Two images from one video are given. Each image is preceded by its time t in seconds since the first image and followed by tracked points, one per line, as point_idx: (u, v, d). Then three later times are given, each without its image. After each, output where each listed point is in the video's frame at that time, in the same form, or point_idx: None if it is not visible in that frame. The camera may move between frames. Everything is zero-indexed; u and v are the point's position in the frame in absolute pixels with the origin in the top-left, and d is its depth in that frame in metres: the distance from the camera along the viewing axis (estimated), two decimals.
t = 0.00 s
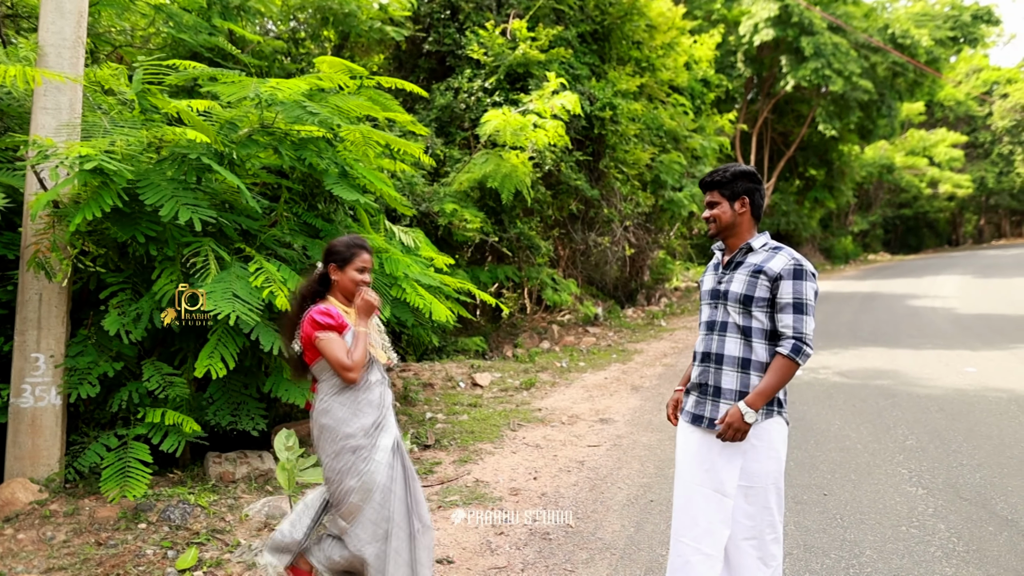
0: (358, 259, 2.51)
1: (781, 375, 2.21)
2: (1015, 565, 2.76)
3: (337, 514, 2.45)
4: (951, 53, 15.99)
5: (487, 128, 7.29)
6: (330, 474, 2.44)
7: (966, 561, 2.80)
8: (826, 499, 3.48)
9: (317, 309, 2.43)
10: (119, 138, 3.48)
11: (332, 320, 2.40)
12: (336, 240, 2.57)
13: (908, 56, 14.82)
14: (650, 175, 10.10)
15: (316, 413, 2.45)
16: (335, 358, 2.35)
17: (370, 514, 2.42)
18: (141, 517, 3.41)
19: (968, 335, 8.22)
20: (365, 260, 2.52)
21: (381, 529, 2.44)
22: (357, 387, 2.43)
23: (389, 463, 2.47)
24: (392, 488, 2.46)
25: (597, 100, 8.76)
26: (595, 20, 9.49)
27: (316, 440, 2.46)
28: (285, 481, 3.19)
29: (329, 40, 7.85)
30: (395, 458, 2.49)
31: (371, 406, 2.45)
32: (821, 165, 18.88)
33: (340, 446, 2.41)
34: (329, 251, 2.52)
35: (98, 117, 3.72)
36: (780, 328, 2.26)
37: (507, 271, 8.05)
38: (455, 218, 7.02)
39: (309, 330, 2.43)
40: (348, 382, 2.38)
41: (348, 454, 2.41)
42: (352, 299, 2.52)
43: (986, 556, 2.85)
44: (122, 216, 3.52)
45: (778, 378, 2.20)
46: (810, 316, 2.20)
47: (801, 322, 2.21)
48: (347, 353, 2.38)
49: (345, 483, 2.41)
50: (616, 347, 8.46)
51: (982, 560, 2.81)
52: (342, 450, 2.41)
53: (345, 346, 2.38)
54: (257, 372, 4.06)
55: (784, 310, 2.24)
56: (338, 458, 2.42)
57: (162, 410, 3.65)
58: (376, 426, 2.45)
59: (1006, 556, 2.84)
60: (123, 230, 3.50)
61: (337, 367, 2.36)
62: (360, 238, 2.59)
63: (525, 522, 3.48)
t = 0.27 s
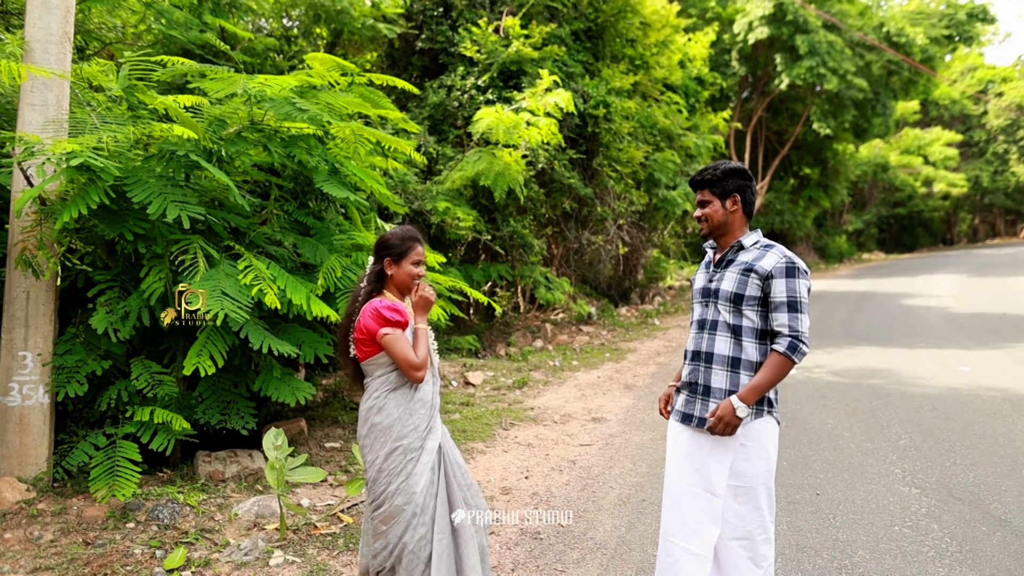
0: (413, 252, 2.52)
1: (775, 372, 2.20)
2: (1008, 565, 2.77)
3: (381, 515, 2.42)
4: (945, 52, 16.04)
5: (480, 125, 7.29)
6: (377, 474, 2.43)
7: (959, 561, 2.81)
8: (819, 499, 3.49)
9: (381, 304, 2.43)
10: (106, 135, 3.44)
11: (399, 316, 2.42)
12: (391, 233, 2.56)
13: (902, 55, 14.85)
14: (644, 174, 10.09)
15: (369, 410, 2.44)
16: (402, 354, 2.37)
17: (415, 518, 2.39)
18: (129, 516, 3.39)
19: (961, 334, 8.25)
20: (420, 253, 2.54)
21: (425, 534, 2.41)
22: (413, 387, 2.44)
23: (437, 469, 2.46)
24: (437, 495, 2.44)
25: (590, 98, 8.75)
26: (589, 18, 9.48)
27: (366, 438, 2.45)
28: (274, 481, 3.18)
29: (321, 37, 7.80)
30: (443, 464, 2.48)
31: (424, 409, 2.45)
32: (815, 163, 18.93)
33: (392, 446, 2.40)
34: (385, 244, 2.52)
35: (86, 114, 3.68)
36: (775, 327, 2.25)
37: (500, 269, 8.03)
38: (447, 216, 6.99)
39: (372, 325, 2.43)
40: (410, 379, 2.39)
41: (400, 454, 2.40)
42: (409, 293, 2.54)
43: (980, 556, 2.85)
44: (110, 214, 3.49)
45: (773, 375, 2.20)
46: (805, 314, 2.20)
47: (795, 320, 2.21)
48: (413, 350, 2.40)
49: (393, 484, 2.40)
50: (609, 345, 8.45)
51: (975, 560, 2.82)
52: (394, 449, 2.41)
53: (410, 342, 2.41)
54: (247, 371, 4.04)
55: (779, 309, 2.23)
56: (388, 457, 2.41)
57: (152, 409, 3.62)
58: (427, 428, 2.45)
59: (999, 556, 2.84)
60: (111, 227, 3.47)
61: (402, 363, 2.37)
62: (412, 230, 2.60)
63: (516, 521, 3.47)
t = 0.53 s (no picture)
0: (468, 244, 2.47)
1: (758, 361, 2.17)
2: (1008, 561, 2.76)
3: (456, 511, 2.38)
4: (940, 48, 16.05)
5: (474, 122, 7.27)
6: (450, 471, 2.37)
7: (958, 558, 2.80)
8: (817, 496, 3.48)
9: (440, 298, 2.38)
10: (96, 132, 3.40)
11: (458, 308, 2.36)
12: (444, 226, 2.51)
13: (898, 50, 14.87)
14: (640, 171, 10.06)
15: (437, 406, 2.38)
16: (464, 347, 2.31)
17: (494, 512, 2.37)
18: (122, 517, 3.36)
19: (958, 330, 8.27)
20: (474, 245, 2.48)
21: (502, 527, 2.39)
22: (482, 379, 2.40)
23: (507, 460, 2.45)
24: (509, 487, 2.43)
25: (586, 94, 8.73)
26: (583, 14, 9.43)
27: (436, 435, 2.38)
28: (268, 481, 3.15)
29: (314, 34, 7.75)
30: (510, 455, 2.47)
31: (493, 400, 2.43)
32: (811, 159, 18.94)
33: (461, 441, 2.37)
34: (439, 237, 2.46)
35: (75, 111, 3.64)
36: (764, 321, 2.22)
37: (496, 267, 8.01)
38: (443, 214, 6.96)
39: (431, 319, 2.38)
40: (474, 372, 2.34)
41: (474, 448, 2.37)
42: (465, 286, 2.47)
43: (979, 552, 2.84)
44: (101, 212, 3.45)
45: (755, 364, 2.18)
46: (794, 308, 2.15)
47: (783, 313, 2.16)
48: (474, 343, 2.35)
49: (468, 479, 2.36)
50: (605, 343, 8.44)
51: (974, 556, 2.81)
52: (467, 443, 2.37)
53: (471, 335, 2.35)
54: (241, 370, 4.01)
55: (768, 303, 2.20)
56: (458, 452, 2.37)
57: (144, 409, 3.59)
58: (494, 420, 2.42)
59: (998, 552, 2.83)
60: (101, 226, 3.43)
61: (466, 356, 2.32)
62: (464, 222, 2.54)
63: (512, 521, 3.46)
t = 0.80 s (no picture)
0: (517, 246, 2.47)
1: (733, 346, 2.16)
2: (1011, 560, 2.74)
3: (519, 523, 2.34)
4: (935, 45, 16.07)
5: (471, 120, 7.25)
6: (507, 483, 2.34)
7: (961, 556, 2.79)
8: (817, 494, 3.46)
9: (486, 301, 2.39)
10: (87, 130, 3.35)
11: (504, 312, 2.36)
12: (490, 226, 2.50)
13: (893, 47, 14.88)
14: (637, 168, 10.03)
15: (485, 416, 2.37)
16: (513, 349, 2.32)
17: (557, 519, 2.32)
18: (117, 520, 3.32)
19: (955, 326, 8.28)
20: (523, 247, 2.49)
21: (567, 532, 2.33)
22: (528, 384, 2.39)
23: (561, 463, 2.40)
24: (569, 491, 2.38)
25: (582, 92, 8.70)
26: (580, 11, 9.39)
27: (486, 447, 2.37)
28: (265, 482, 3.10)
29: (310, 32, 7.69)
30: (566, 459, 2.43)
31: (541, 405, 2.41)
32: (807, 157, 18.95)
33: (516, 448, 2.34)
34: (487, 238, 2.46)
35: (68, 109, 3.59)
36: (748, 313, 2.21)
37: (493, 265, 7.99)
38: (439, 212, 6.92)
39: (476, 322, 2.39)
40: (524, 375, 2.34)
41: (526, 456, 2.34)
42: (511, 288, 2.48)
43: (982, 551, 2.83)
44: (94, 211, 3.41)
45: (729, 350, 2.17)
46: (777, 301, 2.14)
47: (765, 305, 2.15)
48: (521, 346, 2.34)
49: (525, 489, 2.32)
50: (603, 341, 8.42)
51: (977, 554, 2.80)
52: (519, 452, 2.34)
53: (518, 339, 2.35)
54: (237, 370, 3.97)
55: (753, 296, 2.19)
56: (515, 461, 2.33)
57: (138, 410, 3.55)
58: (545, 424, 2.40)
59: (1002, 551, 2.82)
60: (95, 225, 3.39)
61: (514, 360, 2.32)
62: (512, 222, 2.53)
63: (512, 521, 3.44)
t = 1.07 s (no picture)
0: (566, 243, 2.55)
1: (721, 332, 2.16)
2: (1015, 561, 2.71)
3: (568, 529, 2.31)
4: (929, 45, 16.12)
5: (469, 118, 7.22)
6: (557, 486, 2.32)
7: (965, 557, 2.75)
8: (819, 494, 3.44)
9: (538, 298, 2.41)
10: (81, 127, 3.31)
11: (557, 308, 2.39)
12: (539, 223, 2.57)
13: (887, 47, 14.91)
14: (634, 167, 9.99)
15: (535, 417, 2.35)
16: (568, 345, 2.33)
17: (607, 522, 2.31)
18: (108, 524, 3.26)
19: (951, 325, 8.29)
20: (571, 246, 2.58)
21: (616, 536, 2.33)
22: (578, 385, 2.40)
23: (609, 466, 2.41)
24: (617, 494, 2.38)
25: (579, 90, 8.67)
26: (577, 10, 9.34)
27: (537, 449, 2.34)
28: (260, 485, 3.04)
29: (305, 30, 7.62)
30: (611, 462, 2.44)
31: (589, 406, 2.42)
32: (802, 157, 18.98)
33: (568, 451, 2.32)
34: (538, 233, 2.53)
35: (59, 104, 3.53)
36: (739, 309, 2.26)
37: (490, 264, 7.94)
38: (436, 211, 6.86)
39: (527, 318, 2.40)
40: (577, 374, 2.34)
41: (578, 458, 2.33)
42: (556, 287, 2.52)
43: (986, 551, 2.80)
44: (86, 209, 3.35)
45: (718, 337, 2.16)
46: (767, 297, 2.20)
47: (755, 300, 2.20)
48: (574, 343, 2.36)
49: (576, 493, 2.31)
50: (601, 340, 8.38)
51: (981, 555, 2.77)
52: (571, 454, 2.32)
53: (570, 337, 2.36)
54: (231, 370, 3.91)
55: (743, 292, 2.25)
56: (566, 464, 2.32)
57: (130, 412, 3.50)
58: (594, 427, 2.40)
59: (1006, 552, 2.79)
60: (86, 223, 3.33)
61: (569, 356, 2.33)
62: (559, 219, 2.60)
63: (511, 523, 3.40)
